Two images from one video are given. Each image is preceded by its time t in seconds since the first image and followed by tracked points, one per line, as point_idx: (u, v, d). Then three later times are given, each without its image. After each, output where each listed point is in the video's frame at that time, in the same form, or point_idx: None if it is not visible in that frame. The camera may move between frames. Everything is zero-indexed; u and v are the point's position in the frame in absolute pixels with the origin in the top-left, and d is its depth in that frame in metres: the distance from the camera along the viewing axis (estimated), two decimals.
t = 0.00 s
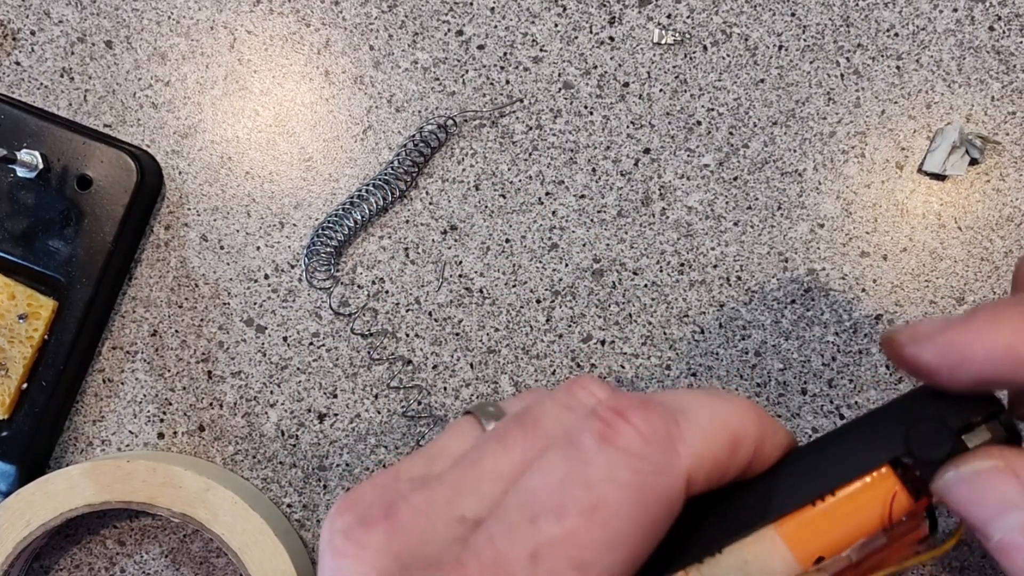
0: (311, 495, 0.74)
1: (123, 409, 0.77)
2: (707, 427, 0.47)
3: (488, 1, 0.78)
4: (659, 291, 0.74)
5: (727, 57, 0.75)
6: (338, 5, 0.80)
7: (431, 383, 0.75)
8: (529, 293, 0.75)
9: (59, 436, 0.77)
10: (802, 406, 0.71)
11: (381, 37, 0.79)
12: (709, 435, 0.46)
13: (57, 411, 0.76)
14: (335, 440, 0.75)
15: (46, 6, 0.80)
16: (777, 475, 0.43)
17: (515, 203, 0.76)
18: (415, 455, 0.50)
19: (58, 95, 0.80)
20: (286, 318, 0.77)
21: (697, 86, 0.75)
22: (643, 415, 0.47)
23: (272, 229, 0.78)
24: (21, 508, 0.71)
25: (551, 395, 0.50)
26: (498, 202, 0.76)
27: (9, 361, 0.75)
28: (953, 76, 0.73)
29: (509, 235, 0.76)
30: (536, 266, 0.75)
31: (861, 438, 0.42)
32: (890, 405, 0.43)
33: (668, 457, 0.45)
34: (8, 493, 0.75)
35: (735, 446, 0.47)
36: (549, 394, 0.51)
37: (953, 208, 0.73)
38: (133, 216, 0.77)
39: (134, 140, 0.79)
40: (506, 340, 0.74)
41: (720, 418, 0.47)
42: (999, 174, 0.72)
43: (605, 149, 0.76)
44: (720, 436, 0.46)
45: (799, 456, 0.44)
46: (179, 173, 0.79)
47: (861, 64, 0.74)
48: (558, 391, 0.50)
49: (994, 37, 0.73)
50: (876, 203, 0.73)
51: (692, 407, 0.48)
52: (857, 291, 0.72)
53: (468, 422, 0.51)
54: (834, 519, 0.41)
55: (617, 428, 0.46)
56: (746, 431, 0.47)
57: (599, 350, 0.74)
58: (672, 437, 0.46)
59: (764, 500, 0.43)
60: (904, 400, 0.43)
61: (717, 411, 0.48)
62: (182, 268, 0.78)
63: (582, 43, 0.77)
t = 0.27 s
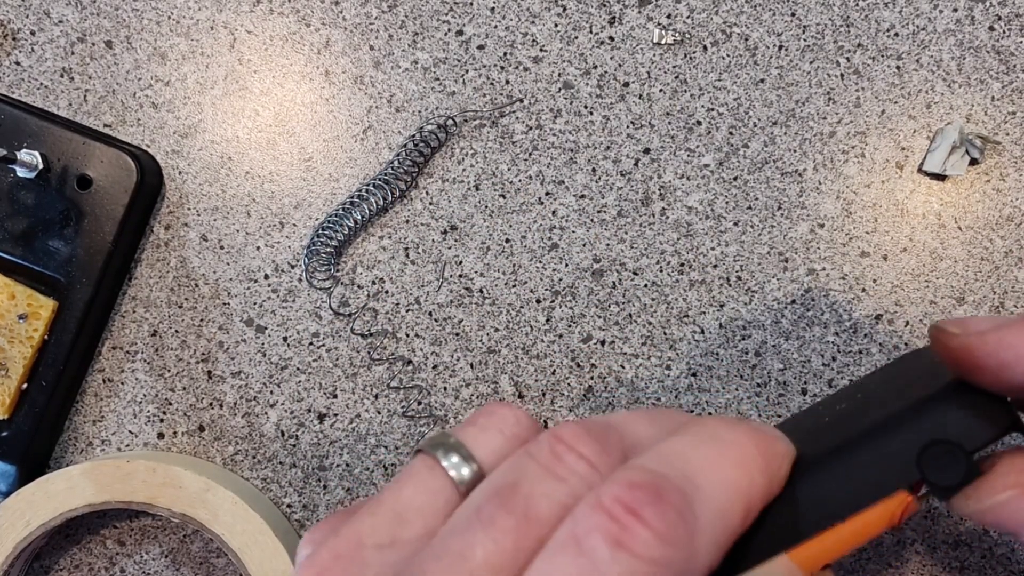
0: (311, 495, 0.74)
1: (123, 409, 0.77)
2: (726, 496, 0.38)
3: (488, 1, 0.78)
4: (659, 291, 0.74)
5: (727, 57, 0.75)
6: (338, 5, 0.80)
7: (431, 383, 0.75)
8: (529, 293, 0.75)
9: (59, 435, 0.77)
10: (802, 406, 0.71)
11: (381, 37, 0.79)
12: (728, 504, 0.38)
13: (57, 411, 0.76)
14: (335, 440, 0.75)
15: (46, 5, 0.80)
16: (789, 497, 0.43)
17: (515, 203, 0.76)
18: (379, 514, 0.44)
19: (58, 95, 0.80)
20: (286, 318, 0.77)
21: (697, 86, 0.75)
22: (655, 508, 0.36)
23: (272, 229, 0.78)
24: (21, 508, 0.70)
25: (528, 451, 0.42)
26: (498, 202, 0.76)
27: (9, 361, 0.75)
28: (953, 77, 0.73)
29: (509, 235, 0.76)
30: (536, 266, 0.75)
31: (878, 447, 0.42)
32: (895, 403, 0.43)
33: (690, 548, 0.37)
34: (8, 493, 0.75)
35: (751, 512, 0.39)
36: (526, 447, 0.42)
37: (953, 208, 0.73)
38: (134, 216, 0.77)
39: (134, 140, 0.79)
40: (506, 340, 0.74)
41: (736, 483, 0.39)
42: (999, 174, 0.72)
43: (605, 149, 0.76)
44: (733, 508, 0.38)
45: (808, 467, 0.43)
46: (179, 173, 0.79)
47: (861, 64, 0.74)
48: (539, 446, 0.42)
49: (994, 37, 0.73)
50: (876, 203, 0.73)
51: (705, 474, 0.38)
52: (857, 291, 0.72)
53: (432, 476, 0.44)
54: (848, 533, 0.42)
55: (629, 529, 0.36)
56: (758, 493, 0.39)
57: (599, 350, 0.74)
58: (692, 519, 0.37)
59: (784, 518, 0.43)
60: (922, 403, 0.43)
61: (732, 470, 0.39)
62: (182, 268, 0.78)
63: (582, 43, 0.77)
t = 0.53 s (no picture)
0: (311, 495, 0.75)
1: (123, 409, 0.77)
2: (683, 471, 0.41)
3: (488, 1, 0.78)
4: (659, 291, 0.74)
5: (727, 57, 0.75)
6: (338, 5, 0.80)
7: (431, 383, 0.75)
8: (529, 293, 0.75)
9: (59, 435, 0.77)
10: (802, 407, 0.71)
11: (381, 37, 0.79)
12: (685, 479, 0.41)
13: (57, 411, 0.76)
14: (335, 441, 0.75)
15: (46, 6, 0.80)
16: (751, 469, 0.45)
17: (515, 203, 0.76)
18: (357, 517, 0.45)
19: (58, 95, 0.80)
20: (286, 318, 0.77)
21: (697, 86, 0.75)
22: (615, 484, 0.38)
23: (272, 229, 0.78)
24: (21, 508, 0.70)
25: (497, 445, 0.44)
26: (498, 202, 0.76)
27: (9, 361, 0.75)
28: (953, 77, 0.73)
29: (509, 235, 0.76)
30: (536, 266, 0.75)
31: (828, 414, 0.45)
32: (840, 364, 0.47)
33: (651, 521, 0.39)
34: (8, 493, 0.75)
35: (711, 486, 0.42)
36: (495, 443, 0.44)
37: (953, 209, 0.73)
38: (133, 216, 0.77)
39: (134, 140, 0.79)
40: (506, 340, 0.74)
41: (693, 457, 0.41)
42: (999, 174, 0.72)
43: (605, 149, 0.76)
44: (693, 476, 0.41)
45: (764, 437, 0.46)
46: (179, 173, 0.79)
47: (861, 64, 0.74)
48: (507, 441, 0.43)
49: (994, 38, 0.73)
50: (876, 203, 0.73)
51: (661, 449, 0.41)
52: (857, 291, 0.72)
53: (410, 477, 0.46)
54: (811, 494, 0.45)
55: (592, 502, 0.38)
56: (717, 466, 0.42)
57: (599, 350, 0.74)
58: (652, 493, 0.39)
59: (743, 487, 0.45)
60: (869, 362, 0.46)
61: (689, 446, 0.41)
62: (183, 268, 0.78)
63: (582, 43, 0.77)
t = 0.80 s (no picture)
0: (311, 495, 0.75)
1: (124, 409, 0.77)
2: (609, 364, 0.46)
3: (488, 2, 0.78)
4: (659, 291, 0.74)
5: (727, 57, 0.75)
6: (337, 5, 0.80)
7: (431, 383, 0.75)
8: (529, 293, 0.75)
9: (59, 435, 0.77)
10: (803, 407, 0.71)
11: (381, 38, 0.79)
12: (610, 369, 0.45)
13: (57, 411, 0.76)
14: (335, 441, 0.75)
15: (46, 6, 0.80)
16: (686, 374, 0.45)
17: (515, 203, 0.76)
18: (335, 453, 0.51)
19: (58, 95, 0.80)
20: (286, 318, 0.77)
21: (697, 86, 0.75)
22: (542, 375, 0.44)
23: (272, 229, 0.78)
24: (21, 509, 0.70)
25: (449, 373, 0.51)
26: (498, 202, 0.76)
27: (9, 361, 0.75)
28: (953, 77, 0.73)
29: (509, 235, 0.76)
30: (536, 266, 0.75)
31: (757, 299, 0.44)
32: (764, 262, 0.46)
33: (582, 405, 0.44)
34: (8, 493, 0.75)
35: (641, 375, 0.45)
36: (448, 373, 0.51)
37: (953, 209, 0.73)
38: (133, 216, 0.77)
39: (134, 140, 0.79)
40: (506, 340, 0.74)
41: (618, 352, 0.46)
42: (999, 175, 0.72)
43: (605, 149, 0.76)
44: (620, 369, 0.45)
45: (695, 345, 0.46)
46: (179, 174, 0.79)
47: (860, 64, 0.74)
48: (457, 367, 0.51)
49: (994, 38, 0.73)
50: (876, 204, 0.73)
51: (588, 351, 0.47)
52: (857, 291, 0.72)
53: (384, 414, 0.52)
54: (761, 384, 0.44)
55: (525, 394, 0.43)
56: (646, 362, 0.46)
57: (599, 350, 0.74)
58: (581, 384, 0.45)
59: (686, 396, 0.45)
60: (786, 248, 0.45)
61: (611, 346, 0.47)
62: (183, 268, 0.78)
63: (582, 44, 0.77)
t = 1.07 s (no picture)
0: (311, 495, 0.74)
1: (123, 409, 0.77)
2: (582, 308, 0.49)
3: (488, 2, 0.78)
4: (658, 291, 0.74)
5: (727, 57, 0.75)
6: (338, 5, 0.80)
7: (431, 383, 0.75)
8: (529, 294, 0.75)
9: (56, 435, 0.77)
10: (802, 406, 0.71)
11: (381, 38, 0.79)
12: (582, 313, 0.49)
13: (50, 410, 0.76)
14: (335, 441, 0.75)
15: (46, 6, 0.80)
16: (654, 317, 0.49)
17: (515, 203, 0.76)
18: (323, 411, 0.52)
19: (58, 95, 0.80)
20: (286, 318, 0.77)
21: (697, 86, 0.75)
22: (515, 320, 0.47)
23: (272, 230, 0.78)
24: (13, 507, 0.70)
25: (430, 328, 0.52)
26: (498, 202, 0.76)
27: (3, 360, 0.75)
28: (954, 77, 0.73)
29: (509, 235, 0.76)
30: (536, 266, 0.75)
31: (722, 245, 0.48)
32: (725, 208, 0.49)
33: (552, 346, 0.47)
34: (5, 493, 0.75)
35: (611, 318, 0.49)
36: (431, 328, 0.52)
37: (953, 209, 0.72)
38: (130, 216, 0.77)
39: (134, 140, 0.79)
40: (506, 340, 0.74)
41: (588, 296, 0.49)
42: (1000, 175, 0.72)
43: (605, 149, 0.76)
44: (591, 312, 0.49)
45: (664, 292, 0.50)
46: (179, 174, 0.79)
47: (861, 64, 0.74)
48: (438, 323, 0.52)
49: (994, 38, 0.73)
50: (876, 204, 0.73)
51: (562, 299, 0.50)
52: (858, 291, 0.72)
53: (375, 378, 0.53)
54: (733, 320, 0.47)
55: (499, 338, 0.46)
56: (618, 306, 0.49)
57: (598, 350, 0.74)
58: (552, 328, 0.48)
59: (658, 343, 0.48)
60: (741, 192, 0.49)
61: (586, 290, 0.50)
62: (182, 268, 0.78)
63: (582, 44, 0.77)
